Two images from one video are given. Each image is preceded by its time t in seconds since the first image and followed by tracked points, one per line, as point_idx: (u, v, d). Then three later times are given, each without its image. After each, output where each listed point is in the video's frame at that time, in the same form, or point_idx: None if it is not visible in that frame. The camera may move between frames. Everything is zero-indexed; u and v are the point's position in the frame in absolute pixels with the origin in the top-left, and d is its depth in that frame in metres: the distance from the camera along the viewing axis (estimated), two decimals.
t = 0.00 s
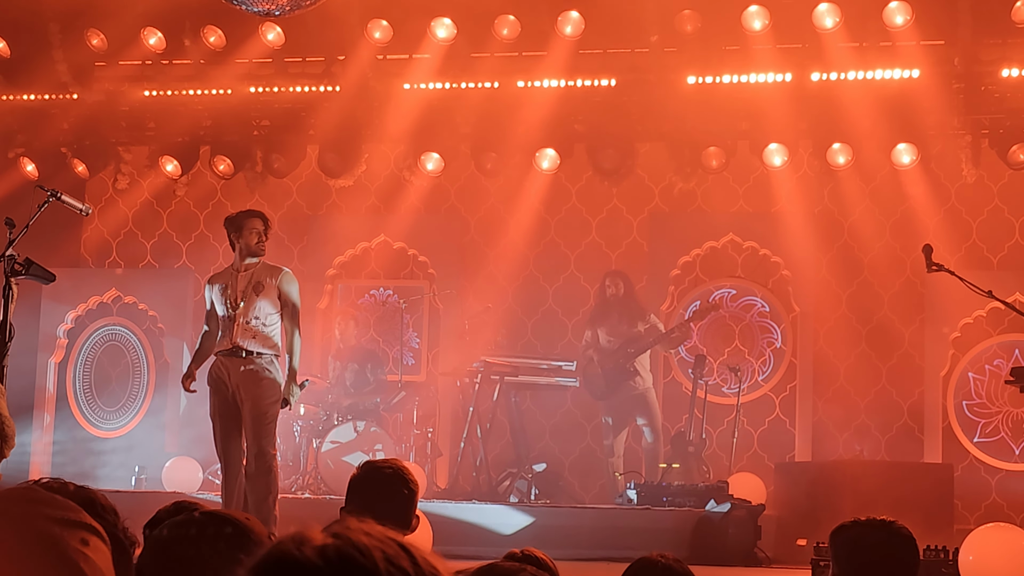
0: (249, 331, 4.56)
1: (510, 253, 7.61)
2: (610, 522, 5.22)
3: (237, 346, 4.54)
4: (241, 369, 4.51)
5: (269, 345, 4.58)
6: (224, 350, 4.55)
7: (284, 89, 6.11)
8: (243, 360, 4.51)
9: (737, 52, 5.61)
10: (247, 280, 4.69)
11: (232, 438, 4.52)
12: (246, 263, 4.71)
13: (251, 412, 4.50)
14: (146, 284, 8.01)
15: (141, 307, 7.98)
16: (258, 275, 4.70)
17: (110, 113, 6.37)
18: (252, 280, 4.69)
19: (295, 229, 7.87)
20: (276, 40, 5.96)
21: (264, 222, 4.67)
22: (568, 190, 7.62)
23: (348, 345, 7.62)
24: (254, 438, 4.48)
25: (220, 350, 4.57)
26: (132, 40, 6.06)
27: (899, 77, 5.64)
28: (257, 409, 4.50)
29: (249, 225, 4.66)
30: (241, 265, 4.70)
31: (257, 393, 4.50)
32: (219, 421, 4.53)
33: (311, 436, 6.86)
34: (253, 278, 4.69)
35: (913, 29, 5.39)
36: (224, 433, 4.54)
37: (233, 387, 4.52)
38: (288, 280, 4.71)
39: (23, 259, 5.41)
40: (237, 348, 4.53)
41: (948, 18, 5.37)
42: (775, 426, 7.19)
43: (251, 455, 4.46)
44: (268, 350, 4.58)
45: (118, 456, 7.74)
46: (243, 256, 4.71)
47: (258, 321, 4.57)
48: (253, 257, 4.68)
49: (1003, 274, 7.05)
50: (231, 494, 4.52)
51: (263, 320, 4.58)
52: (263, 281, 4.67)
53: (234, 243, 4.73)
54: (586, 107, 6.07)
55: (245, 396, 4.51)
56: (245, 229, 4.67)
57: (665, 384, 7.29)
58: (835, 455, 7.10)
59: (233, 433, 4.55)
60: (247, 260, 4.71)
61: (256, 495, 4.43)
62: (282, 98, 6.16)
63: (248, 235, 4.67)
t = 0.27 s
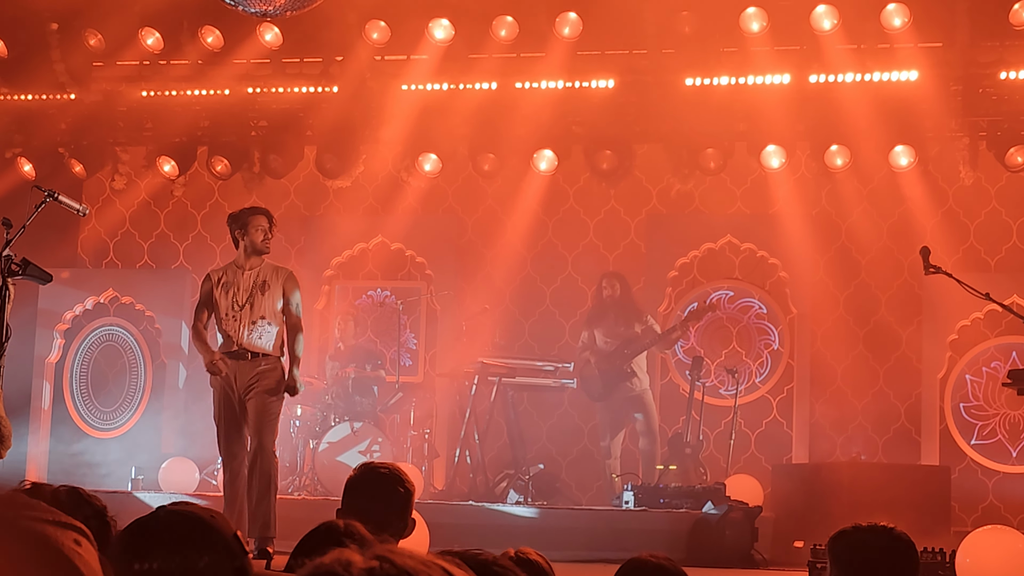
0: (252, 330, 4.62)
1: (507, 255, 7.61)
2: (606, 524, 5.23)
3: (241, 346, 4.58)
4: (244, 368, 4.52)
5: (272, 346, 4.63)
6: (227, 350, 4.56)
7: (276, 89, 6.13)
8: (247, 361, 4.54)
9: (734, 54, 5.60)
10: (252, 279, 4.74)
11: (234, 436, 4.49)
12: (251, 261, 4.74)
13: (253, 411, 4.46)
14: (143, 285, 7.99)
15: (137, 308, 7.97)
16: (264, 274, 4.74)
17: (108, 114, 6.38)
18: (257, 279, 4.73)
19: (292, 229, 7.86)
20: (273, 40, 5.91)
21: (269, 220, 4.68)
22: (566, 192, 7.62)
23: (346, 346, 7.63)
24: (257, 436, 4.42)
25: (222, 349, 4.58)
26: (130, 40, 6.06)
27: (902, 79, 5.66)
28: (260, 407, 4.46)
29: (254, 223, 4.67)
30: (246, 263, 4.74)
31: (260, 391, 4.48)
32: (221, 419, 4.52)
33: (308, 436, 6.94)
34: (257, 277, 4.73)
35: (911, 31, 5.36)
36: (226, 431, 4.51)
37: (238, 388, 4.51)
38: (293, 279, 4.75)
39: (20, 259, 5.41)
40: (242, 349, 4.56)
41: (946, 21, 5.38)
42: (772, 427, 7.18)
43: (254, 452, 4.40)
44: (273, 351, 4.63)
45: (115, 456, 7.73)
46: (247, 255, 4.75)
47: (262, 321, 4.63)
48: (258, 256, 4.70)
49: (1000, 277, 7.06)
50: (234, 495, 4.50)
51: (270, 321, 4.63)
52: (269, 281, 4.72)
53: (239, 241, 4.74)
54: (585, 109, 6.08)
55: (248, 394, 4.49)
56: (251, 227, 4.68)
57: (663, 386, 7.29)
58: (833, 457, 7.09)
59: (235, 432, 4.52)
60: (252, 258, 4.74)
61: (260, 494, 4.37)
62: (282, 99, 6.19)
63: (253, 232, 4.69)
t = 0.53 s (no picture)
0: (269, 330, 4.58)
1: (507, 257, 7.61)
2: (605, 526, 5.24)
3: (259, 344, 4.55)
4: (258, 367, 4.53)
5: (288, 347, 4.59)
6: (243, 348, 4.56)
7: (274, 91, 6.12)
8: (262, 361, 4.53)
9: (737, 57, 5.63)
10: (269, 278, 4.78)
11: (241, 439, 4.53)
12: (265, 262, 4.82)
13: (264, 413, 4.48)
14: (142, 286, 7.99)
15: (137, 309, 7.97)
16: (279, 273, 4.79)
17: (108, 117, 6.38)
18: (272, 278, 4.78)
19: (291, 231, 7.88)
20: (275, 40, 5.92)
21: (285, 220, 4.78)
22: (566, 194, 7.62)
23: (346, 349, 7.62)
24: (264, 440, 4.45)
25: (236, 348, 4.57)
26: (131, 42, 6.07)
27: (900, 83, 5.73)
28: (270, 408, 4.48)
29: (269, 222, 4.78)
30: (260, 263, 4.81)
31: (271, 393, 4.49)
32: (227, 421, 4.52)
33: (306, 440, 6.86)
34: (273, 277, 4.78)
35: (911, 34, 5.40)
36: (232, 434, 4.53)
37: (248, 391, 4.53)
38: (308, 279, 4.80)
39: (20, 261, 5.40)
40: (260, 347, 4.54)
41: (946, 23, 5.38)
42: (771, 430, 7.18)
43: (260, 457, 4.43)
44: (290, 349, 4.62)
45: (114, 457, 7.73)
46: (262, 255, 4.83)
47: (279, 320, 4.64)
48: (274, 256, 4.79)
49: (1000, 280, 7.06)
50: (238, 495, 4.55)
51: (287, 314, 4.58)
52: (286, 280, 4.76)
53: (253, 241, 4.83)
54: (586, 112, 6.09)
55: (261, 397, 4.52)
56: (266, 227, 4.78)
57: (662, 388, 7.29)
58: (832, 460, 7.08)
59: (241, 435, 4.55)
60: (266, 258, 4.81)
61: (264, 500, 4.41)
62: (281, 101, 6.18)
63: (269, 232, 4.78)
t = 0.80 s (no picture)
0: (282, 328, 4.54)
1: (506, 261, 7.61)
2: (605, 532, 5.22)
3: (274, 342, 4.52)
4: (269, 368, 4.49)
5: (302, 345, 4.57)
6: (255, 347, 4.51)
7: (274, 95, 6.14)
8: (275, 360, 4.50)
9: (736, 62, 5.63)
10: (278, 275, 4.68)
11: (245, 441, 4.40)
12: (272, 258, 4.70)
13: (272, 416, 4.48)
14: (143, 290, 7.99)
15: (137, 313, 7.98)
16: (287, 270, 4.69)
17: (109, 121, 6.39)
18: (280, 275, 4.68)
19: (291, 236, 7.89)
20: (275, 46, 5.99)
21: (288, 214, 4.64)
22: (565, 199, 7.63)
23: (345, 353, 7.63)
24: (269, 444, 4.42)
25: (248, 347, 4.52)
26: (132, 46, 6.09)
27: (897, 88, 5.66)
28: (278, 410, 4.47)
29: (273, 218, 4.64)
30: (268, 259, 4.70)
31: (281, 395, 4.47)
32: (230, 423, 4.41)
33: (306, 444, 6.94)
34: (282, 274, 4.69)
35: (910, 40, 5.42)
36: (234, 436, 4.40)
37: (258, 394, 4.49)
38: (319, 275, 4.73)
39: (21, 265, 5.41)
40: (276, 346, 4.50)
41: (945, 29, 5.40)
42: (770, 435, 7.19)
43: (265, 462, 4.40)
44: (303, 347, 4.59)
45: (114, 462, 7.74)
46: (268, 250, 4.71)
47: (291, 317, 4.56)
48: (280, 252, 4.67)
49: (999, 286, 7.06)
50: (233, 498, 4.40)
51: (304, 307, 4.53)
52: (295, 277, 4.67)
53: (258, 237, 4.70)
54: (588, 117, 6.04)
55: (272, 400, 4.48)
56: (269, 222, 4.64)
57: (661, 394, 7.31)
58: (831, 466, 7.09)
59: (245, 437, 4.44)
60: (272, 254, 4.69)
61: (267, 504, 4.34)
62: (271, 103, 6.16)
63: (273, 227, 4.65)
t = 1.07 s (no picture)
0: (289, 325, 4.53)
1: (508, 259, 7.62)
2: (606, 530, 5.22)
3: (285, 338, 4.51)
4: (282, 364, 4.50)
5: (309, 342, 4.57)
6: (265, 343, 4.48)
7: (277, 94, 6.14)
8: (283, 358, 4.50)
9: (737, 61, 5.63)
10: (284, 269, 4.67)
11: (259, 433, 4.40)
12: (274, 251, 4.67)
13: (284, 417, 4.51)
14: (144, 288, 8.00)
15: (139, 311, 7.98)
16: (295, 264, 4.70)
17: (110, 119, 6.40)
18: (288, 269, 4.68)
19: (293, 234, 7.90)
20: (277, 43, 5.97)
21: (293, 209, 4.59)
22: (567, 198, 7.63)
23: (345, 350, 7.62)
24: (275, 439, 4.47)
25: (256, 342, 4.49)
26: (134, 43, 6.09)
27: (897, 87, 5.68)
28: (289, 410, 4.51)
29: (278, 212, 4.58)
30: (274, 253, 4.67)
31: (290, 394, 4.49)
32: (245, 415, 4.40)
33: (307, 442, 6.97)
34: (288, 268, 4.69)
35: (912, 38, 5.42)
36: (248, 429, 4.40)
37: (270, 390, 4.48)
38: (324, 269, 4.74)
39: (23, 263, 5.41)
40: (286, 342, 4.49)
41: (947, 27, 5.40)
42: (771, 434, 7.19)
43: (272, 457, 4.43)
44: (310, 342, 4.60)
45: (115, 459, 7.76)
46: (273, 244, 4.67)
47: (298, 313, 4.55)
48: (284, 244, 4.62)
49: (1000, 285, 7.07)
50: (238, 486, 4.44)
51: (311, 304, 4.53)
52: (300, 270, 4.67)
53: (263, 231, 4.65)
54: (585, 115, 6.10)
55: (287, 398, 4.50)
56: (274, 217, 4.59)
57: (663, 392, 7.31)
58: (832, 464, 7.09)
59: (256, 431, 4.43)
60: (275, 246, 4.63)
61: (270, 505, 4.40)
62: (278, 101, 6.17)
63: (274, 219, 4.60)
